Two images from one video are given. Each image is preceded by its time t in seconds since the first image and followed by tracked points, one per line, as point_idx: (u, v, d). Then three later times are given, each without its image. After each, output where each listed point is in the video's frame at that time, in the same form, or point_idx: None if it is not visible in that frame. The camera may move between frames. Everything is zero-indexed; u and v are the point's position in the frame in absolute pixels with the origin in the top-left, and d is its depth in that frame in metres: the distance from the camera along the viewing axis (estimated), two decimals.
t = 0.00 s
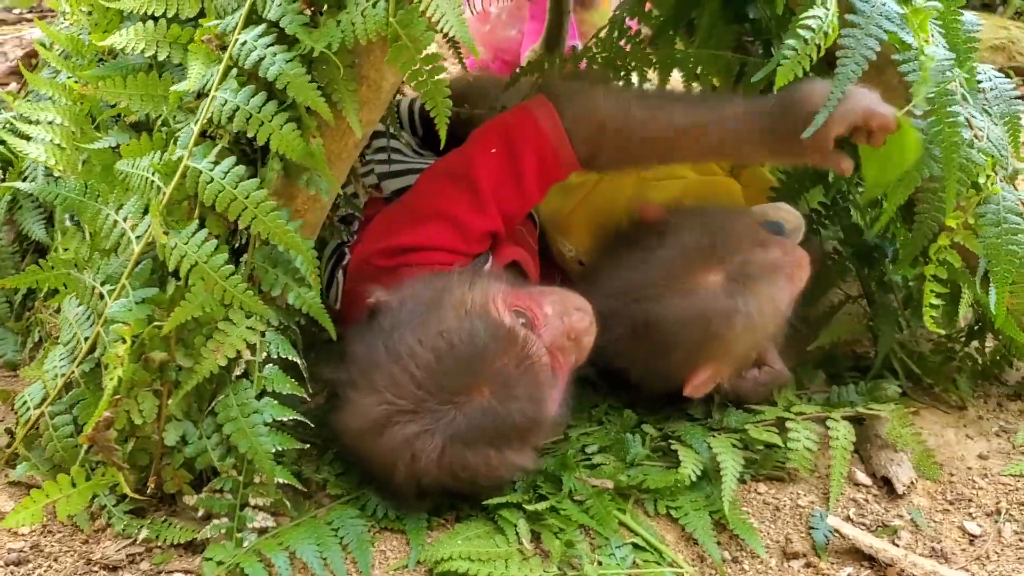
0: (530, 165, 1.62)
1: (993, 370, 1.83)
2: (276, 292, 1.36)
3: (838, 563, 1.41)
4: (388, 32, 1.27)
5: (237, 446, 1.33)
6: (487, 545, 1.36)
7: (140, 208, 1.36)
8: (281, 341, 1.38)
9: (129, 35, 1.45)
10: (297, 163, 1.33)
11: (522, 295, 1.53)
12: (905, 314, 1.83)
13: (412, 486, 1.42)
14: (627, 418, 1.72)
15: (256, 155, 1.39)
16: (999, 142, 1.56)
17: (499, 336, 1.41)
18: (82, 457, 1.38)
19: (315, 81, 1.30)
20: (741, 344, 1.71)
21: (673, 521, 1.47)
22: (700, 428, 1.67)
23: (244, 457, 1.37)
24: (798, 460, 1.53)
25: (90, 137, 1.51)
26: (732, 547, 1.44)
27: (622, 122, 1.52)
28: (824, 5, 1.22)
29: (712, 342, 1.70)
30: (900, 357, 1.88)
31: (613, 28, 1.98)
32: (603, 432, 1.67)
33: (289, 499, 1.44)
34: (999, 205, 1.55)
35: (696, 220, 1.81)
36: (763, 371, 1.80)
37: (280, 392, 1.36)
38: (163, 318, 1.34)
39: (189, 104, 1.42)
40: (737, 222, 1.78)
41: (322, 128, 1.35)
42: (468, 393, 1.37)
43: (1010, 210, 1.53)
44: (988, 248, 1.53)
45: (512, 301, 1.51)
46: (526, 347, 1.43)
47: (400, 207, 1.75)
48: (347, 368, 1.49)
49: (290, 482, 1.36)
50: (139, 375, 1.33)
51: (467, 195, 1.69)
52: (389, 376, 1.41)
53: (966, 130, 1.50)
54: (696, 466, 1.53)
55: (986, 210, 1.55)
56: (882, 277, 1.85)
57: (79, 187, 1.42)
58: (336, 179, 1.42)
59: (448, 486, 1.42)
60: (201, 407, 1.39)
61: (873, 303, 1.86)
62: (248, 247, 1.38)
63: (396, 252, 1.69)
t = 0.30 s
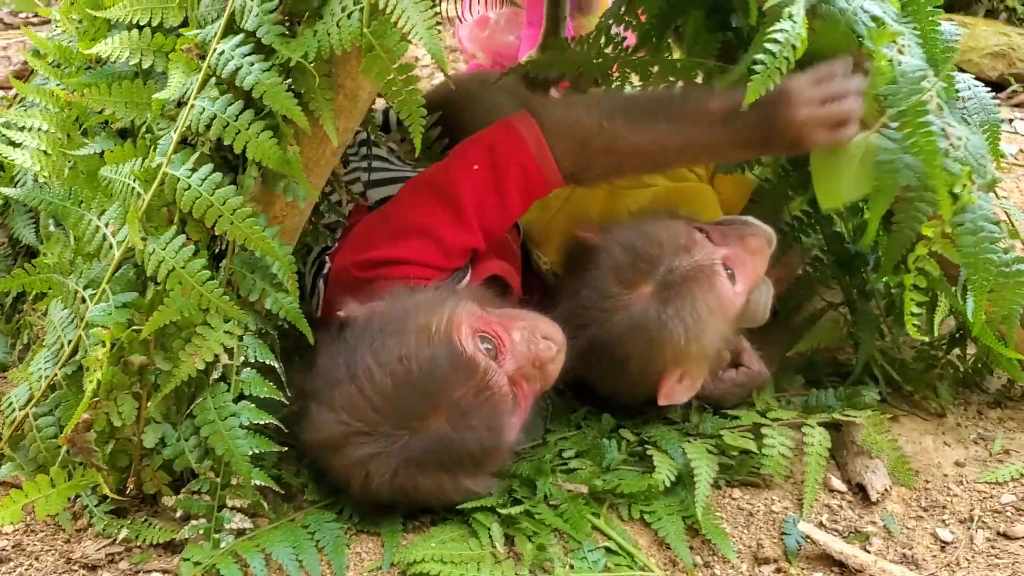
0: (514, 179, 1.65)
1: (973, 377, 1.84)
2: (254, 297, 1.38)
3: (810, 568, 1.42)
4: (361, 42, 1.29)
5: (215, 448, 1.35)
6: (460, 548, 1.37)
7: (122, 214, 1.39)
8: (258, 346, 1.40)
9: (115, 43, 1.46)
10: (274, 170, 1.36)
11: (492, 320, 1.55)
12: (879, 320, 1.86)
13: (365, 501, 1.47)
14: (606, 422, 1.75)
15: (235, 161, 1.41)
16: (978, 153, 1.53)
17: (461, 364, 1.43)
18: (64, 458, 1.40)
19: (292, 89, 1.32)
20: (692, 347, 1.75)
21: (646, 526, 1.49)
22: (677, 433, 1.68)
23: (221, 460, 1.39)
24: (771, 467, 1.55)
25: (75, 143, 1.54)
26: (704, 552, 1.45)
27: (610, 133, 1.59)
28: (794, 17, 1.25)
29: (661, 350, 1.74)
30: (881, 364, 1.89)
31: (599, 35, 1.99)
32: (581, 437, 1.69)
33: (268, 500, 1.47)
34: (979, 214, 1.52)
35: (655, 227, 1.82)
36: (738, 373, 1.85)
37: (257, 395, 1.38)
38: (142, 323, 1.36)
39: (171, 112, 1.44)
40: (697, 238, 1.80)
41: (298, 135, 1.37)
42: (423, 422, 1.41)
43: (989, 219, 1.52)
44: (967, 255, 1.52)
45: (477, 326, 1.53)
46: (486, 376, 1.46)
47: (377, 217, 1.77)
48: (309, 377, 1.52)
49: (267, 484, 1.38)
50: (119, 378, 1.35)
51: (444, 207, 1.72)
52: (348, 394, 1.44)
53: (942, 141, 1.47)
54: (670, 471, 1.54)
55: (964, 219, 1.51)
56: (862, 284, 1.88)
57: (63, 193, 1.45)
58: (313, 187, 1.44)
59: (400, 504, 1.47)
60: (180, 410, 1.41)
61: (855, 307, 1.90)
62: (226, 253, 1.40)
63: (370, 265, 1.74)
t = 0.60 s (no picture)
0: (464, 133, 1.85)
1: (959, 385, 1.86)
2: (240, 298, 1.41)
3: (787, 572, 1.43)
4: (345, 49, 1.32)
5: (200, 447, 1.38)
6: (440, 547, 1.39)
7: (112, 216, 1.42)
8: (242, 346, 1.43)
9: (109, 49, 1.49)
10: (260, 174, 1.38)
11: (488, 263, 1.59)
12: (862, 328, 1.86)
13: (367, 439, 1.45)
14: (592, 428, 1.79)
15: (223, 165, 1.44)
16: (960, 163, 1.55)
17: (456, 288, 1.48)
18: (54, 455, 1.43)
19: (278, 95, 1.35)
20: (671, 356, 1.73)
21: (627, 528, 1.50)
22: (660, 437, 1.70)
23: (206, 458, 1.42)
24: (752, 471, 1.56)
25: (69, 147, 1.57)
26: (683, 555, 1.47)
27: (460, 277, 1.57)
28: (761, 26, 1.25)
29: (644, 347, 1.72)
30: (868, 370, 1.90)
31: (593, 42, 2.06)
32: (567, 440, 1.72)
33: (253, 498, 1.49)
34: (956, 225, 1.58)
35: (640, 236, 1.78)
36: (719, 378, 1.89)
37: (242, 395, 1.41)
38: (130, 323, 1.39)
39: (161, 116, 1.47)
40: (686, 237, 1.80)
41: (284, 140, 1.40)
42: (422, 340, 1.42)
43: (965, 232, 1.57)
44: (942, 266, 1.56)
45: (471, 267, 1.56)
46: (480, 301, 1.49)
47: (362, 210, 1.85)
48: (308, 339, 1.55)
49: (251, 482, 1.40)
50: (107, 377, 1.38)
51: (427, 173, 1.89)
52: (347, 329, 1.47)
53: (921, 152, 1.51)
54: (652, 474, 1.56)
55: (941, 230, 1.58)
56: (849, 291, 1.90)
57: (56, 195, 1.48)
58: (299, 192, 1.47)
59: (403, 441, 1.44)
60: (167, 409, 1.44)
61: (842, 314, 1.91)
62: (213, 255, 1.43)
63: (359, 239, 1.79)
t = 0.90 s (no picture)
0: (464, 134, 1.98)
1: (951, 389, 1.85)
2: (227, 296, 1.42)
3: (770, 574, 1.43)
4: (330, 50, 1.33)
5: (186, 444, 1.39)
6: (424, 545, 1.39)
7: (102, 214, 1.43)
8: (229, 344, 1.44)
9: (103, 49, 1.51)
10: (247, 173, 1.40)
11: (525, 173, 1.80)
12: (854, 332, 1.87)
13: (416, 276, 1.60)
14: (578, 427, 1.80)
15: (211, 164, 1.45)
16: (950, 167, 1.54)
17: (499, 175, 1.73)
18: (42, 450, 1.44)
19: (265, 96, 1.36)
20: (681, 339, 1.80)
21: (610, 528, 1.51)
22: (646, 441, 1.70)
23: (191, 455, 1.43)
24: (738, 474, 1.56)
25: (62, 146, 1.59)
26: (665, 555, 1.47)
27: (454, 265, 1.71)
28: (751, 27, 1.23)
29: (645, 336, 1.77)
30: (859, 374, 1.90)
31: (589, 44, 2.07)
32: (551, 440, 1.73)
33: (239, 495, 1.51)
34: (947, 227, 1.58)
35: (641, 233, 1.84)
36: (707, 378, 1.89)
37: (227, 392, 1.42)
38: (118, 320, 1.40)
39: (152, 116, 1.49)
40: (684, 227, 1.93)
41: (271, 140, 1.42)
42: (473, 202, 1.67)
43: (957, 233, 1.57)
44: (933, 269, 1.56)
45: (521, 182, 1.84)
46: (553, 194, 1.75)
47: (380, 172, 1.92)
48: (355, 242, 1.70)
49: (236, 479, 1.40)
50: (94, 373, 1.40)
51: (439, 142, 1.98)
52: (403, 203, 1.69)
53: (911, 155, 1.50)
54: (637, 474, 1.56)
55: (932, 232, 1.58)
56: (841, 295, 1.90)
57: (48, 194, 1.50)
58: (285, 191, 1.49)
59: (454, 279, 1.58)
60: (155, 405, 1.46)
61: (834, 318, 1.91)
62: (201, 254, 1.45)
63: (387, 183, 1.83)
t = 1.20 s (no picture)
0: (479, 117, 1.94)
1: (951, 394, 1.84)
2: (216, 293, 1.42)
3: None
4: (319, 47, 1.33)
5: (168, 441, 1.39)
6: (397, 545, 1.39)
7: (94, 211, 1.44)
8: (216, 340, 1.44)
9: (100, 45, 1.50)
10: (236, 170, 1.40)
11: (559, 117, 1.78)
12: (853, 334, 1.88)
13: (451, 190, 1.60)
14: (562, 428, 1.76)
15: (202, 162, 1.45)
16: (948, 168, 1.52)
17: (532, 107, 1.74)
18: (31, 445, 1.45)
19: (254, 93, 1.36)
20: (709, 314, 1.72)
21: (586, 531, 1.50)
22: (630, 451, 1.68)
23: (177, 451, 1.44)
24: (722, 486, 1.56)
25: (57, 142, 1.60)
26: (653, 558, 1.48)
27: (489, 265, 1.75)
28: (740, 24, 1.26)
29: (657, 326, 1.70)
30: (860, 378, 1.89)
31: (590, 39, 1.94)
32: (532, 441, 1.70)
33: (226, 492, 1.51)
34: (945, 228, 1.55)
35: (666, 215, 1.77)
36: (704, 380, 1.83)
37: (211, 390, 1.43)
38: (106, 316, 1.41)
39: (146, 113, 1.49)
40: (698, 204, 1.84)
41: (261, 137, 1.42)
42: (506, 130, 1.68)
43: (956, 236, 1.55)
44: (930, 271, 1.54)
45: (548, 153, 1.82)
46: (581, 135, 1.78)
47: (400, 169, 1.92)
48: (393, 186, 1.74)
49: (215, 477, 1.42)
50: (83, 368, 1.41)
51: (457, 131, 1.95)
52: (437, 136, 1.73)
53: (909, 155, 1.49)
54: (616, 482, 1.56)
55: (930, 234, 1.55)
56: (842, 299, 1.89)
57: (41, 189, 1.51)
58: (274, 189, 1.49)
59: (488, 194, 1.59)
60: (144, 402, 1.46)
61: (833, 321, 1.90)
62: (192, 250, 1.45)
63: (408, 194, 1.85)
